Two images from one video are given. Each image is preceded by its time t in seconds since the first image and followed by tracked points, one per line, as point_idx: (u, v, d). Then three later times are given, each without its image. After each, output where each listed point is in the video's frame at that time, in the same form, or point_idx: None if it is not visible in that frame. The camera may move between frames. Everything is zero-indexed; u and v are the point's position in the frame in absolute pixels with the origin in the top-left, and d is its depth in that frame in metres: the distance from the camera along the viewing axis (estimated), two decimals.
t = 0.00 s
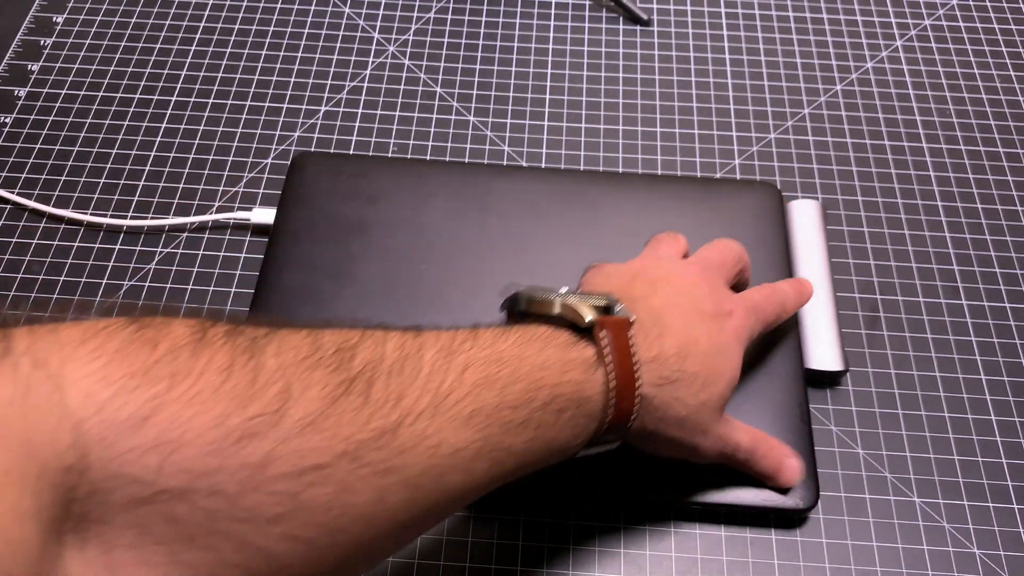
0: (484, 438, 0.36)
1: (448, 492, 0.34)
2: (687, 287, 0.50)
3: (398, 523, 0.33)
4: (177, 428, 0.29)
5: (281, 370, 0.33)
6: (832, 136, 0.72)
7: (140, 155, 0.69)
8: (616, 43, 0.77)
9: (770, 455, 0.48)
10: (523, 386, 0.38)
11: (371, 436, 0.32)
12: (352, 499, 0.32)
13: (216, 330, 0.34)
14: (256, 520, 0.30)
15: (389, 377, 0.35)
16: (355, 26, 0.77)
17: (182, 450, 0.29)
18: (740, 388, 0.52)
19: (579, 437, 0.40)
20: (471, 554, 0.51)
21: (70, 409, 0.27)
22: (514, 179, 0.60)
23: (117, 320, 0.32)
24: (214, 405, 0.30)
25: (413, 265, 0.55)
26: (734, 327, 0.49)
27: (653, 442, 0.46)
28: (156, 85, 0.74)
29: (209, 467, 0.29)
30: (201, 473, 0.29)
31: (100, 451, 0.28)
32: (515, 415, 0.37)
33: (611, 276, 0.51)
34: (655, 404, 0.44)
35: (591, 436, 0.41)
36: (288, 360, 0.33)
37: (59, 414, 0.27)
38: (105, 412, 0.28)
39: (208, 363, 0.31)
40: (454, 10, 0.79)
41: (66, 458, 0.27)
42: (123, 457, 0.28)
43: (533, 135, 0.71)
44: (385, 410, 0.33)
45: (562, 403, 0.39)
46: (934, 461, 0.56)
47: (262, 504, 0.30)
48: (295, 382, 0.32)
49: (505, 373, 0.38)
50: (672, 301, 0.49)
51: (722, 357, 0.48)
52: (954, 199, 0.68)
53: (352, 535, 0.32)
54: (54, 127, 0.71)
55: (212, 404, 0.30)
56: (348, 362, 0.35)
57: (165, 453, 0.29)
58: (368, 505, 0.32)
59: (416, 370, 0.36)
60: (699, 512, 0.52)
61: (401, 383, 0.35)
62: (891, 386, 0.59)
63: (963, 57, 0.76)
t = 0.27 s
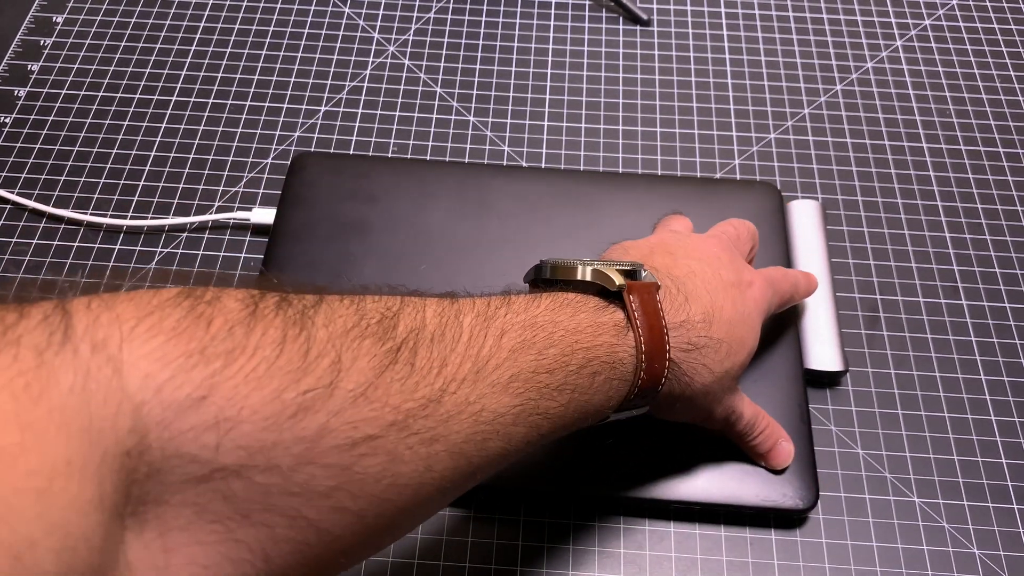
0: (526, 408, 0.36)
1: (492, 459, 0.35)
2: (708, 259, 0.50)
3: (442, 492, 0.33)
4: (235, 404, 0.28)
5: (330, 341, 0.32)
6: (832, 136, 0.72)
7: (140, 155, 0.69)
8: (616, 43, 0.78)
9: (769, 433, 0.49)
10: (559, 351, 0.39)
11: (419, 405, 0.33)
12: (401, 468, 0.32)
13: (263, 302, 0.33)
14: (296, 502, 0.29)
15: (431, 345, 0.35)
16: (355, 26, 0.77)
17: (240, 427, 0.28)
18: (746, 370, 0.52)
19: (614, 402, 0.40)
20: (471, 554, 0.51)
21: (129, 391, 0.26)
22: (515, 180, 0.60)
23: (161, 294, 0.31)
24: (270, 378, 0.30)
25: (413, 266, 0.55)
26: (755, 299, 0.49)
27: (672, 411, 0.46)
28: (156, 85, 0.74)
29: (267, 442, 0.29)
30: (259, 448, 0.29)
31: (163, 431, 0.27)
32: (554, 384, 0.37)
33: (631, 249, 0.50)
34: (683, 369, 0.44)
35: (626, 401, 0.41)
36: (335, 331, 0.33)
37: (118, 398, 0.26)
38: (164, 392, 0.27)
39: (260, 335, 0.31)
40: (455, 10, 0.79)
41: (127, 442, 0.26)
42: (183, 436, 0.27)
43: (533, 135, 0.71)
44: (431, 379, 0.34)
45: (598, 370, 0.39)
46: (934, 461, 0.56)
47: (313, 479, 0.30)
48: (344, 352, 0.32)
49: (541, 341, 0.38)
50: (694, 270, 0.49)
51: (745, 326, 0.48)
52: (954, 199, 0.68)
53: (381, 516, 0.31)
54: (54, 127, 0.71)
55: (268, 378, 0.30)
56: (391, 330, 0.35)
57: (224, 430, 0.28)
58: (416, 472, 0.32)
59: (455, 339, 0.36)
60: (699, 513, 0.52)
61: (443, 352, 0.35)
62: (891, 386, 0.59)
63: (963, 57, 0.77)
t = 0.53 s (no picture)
0: (524, 413, 0.36)
1: (490, 463, 0.35)
2: (702, 261, 0.50)
3: (437, 497, 0.33)
4: (235, 411, 0.29)
5: (329, 347, 0.33)
6: (833, 136, 0.71)
7: (140, 155, 0.69)
8: (616, 43, 0.77)
9: (769, 434, 0.49)
10: (558, 356, 0.39)
11: (417, 410, 0.33)
12: (398, 474, 0.32)
13: (263, 309, 0.33)
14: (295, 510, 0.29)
15: (428, 350, 0.35)
16: (355, 26, 0.77)
17: (240, 433, 0.28)
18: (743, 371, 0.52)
19: (612, 406, 0.40)
20: (471, 554, 0.51)
21: (129, 398, 0.27)
22: (515, 180, 0.60)
23: (162, 301, 0.31)
24: (270, 385, 0.30)
25: (413, 265, 0.55)
26: (750, 298, 0.49)
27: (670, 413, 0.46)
28: (156, 85, 0.74)
29: (266, 448, 0.29)
30: (259, 454, 0.29)
31: (164, 438, 0.27)
32: (553, 388, 0.37)
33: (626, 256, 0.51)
34: (680, 372, 0.44)
35: (623, 406, 0.40)
36: (334, 336, 0.33)
37: (118, 404, 0.26)
38: (164, 399, 0.27)
39: (259, 341, 0.31)
40: (455, 10, 0.79)
41: (127, 449, 0.26)
42: (184, 443, 0.27)
43: (533, 135, 0.71)
44: (428, 384, 0.34)
45: (596, 374, 0.39)
46: (934, 461, 0.56)
47: (312, 484, 0.30)
48: (342, 357, 0.32)
49: (538, 346, 0.38)
50: (688, 273, 0.49)
51: (740, 326, 0.47)
52: (955, 199, 0.68)
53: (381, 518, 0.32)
54: (54, 127, 0.71)
55: (267, 384, 0.30)
56: (389, 335, 0.35)
57: (225, 437, 0.28)
58: (413, 478, 0.32)
59: (453, 344, 0.36)
60: (699, 513, 0.52)
61: (440, 356, 0.35)
62: (891, 386, 0.59)
63: (963, 56, 0.76)
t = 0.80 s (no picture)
0: (465, 450, 0.36)
1: (428, 500, 0.35)
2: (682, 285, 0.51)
3: (371, 537, 0.33)
4: (149, 442, 0.29)
5: (255, 383, 0.33)
6: (832, 136, 0.71)
7: (141, 155, 0.69)
8: (616, 43, 0.77)
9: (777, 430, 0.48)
10: (504, 393, 0.38)
11: (346, 449, 0.33)
12: (325, 512, 0.32)
13: (189, 340, 0.34)
14: (234, 531, 0.30)
15: (366, 386, 0.35)
16: (355, 26, 0.77)
17: (155, 464, 0.29)
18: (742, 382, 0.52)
19: (558, 441, 0.40)
20: (471, 554, 0.51)
21: (39, 422, 0.28)
22: (515, 180, 0.60)
23: (88, 328, 0.32)
24: (187, 419, 0.30)
25: (413, 265, 0.55)
26: (736, 315, 0.50)
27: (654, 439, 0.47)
28: (156, 84, 0.74)
29: (182, 481, 0.29)
30: (175, 487, 0.29)
31: (74, 465, 0.28)
32: (496, 424, 0.37)
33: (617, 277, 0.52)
34: (647, 406, 0.44)
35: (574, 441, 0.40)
36: (264, 371, 0.34)
37: (29, 429, 0.27)
38: (77, 424, 0.28)
39: (180, 373, 0.32)
40: (454, 10, 0.79)
41: (37, 473, 0.27)
42: (96, 470, 0.28)
43: (533, 135, 0.71)
44: (361, 422, 0.34)
45: (541, 408, 0.39)
46: (934, 461, 0.55)
47: (230, 521, 0.30)
48: (268, 395, 0.33)
49: (487, 381, 0.38)
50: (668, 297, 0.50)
51: (723, 346, 0.48)
52: (955, 199, 0.68)
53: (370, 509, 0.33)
54: (54, 127, 0.71)
55: (185, 418, 0.30)
56: (325, 371, 0.35)
57: (137, 467, 0.29)
58: (342, 517, 0.32)
59: (394, 380, 0.36)
60: (699, 513, 0.52)
61: (379, 393, 0.35)
62: (891, 386, 0.59)
63: (963, 56, 0.76)
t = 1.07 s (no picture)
0: (501, 426, 0.36)
1: (468, 479, 0.35)
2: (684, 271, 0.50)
3: (415, 514, 0.33)
4: (204, 433, 0.29)
5: (300, 367, 0.33)
6: (832, 136, 0.71)
7: (140, 155, 0.69)
8: (616, 43, 0.77)
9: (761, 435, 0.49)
10: (533, 368, 0.39)
11: (390, 426, 0.33)
12: (373, 490, 0.32)
13: (231, 330, 0.33)
14: (278, 522, 0.30)
15: (402, 366, 0.35)
16: (355, 26, 0.77)
17: (210, 455, 0.29)
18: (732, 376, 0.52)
19: (592, 417, 0.40)
20: (471, 554, 0.51)
21: (96, 422, 0.27)
22: (516, 180, 0.60)
23: (129, 323, 0.31)
24: (238, 407, 0.30)
25: (413, 264, 0.55)
26: (734, 305, 0.49)
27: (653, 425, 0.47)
28: (156, 85, 0.74)
29: (237, 468, 0.29)
30: (229, 475, 0.29)
31: (130, 460, 0.27)
32: (530, 401, 0.38)
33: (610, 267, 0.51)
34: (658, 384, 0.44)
35: (604, 416, 0.40)
36: (304, 356, 0.34)
37: (85, 430, 0.26)
38: (131, 422, 0.28)
39: (228, 362, 0.31)
40: (455, 10, 0.79)
41: (95, 474, 0.26)
42: (152, 466, 0.28)
43: (533, 135, 0.71)
44: (402, 401, 0.34)
45: (573, 385, 0.39)
46: (934, 461, 0.56)
47: (284, 503, 0.30)
48: (313, 377, 0.33)
49: (516, 358, 0.38)
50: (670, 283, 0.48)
51: (722, 336, 0.47)
52: (954, 199, 0.68)
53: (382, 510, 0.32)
54: (54, 127, 0.71)
55: (236, 406, 0.30)
56: (362, 354, 0.35)
57: (194, 458, 0.28)
58: (389, 495, 0.32)
59: (427, 359, 0.36)
60: (699, 513, 0.52)
61: (414, 373, 0.35)
62: (891, 386, 0.59)
63: (963, 56, 0.76)
